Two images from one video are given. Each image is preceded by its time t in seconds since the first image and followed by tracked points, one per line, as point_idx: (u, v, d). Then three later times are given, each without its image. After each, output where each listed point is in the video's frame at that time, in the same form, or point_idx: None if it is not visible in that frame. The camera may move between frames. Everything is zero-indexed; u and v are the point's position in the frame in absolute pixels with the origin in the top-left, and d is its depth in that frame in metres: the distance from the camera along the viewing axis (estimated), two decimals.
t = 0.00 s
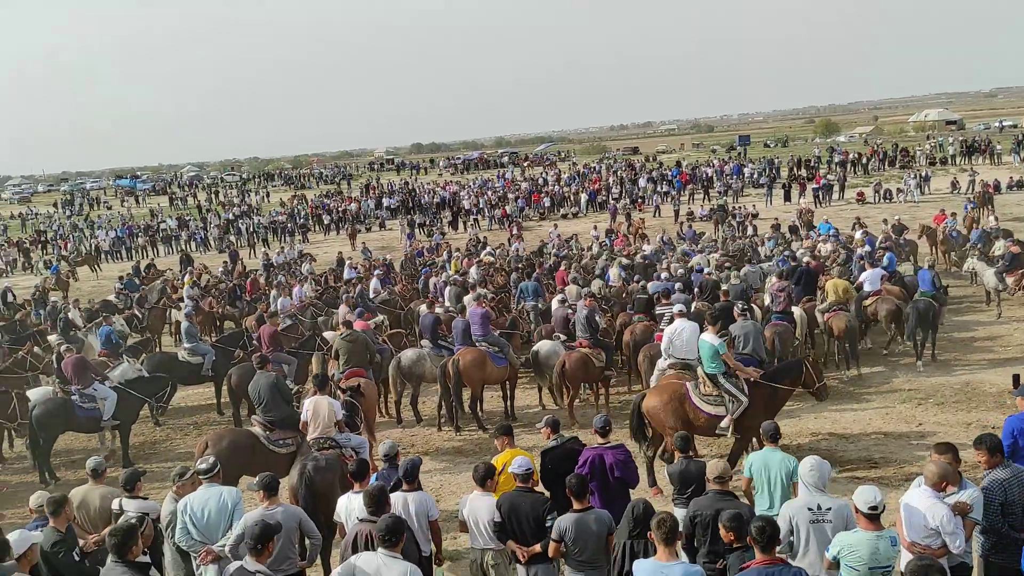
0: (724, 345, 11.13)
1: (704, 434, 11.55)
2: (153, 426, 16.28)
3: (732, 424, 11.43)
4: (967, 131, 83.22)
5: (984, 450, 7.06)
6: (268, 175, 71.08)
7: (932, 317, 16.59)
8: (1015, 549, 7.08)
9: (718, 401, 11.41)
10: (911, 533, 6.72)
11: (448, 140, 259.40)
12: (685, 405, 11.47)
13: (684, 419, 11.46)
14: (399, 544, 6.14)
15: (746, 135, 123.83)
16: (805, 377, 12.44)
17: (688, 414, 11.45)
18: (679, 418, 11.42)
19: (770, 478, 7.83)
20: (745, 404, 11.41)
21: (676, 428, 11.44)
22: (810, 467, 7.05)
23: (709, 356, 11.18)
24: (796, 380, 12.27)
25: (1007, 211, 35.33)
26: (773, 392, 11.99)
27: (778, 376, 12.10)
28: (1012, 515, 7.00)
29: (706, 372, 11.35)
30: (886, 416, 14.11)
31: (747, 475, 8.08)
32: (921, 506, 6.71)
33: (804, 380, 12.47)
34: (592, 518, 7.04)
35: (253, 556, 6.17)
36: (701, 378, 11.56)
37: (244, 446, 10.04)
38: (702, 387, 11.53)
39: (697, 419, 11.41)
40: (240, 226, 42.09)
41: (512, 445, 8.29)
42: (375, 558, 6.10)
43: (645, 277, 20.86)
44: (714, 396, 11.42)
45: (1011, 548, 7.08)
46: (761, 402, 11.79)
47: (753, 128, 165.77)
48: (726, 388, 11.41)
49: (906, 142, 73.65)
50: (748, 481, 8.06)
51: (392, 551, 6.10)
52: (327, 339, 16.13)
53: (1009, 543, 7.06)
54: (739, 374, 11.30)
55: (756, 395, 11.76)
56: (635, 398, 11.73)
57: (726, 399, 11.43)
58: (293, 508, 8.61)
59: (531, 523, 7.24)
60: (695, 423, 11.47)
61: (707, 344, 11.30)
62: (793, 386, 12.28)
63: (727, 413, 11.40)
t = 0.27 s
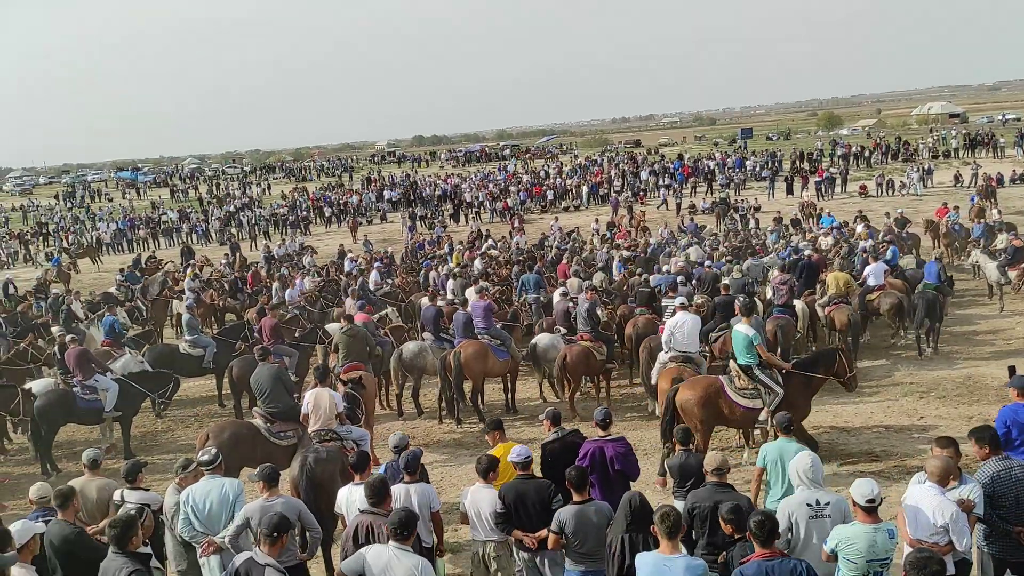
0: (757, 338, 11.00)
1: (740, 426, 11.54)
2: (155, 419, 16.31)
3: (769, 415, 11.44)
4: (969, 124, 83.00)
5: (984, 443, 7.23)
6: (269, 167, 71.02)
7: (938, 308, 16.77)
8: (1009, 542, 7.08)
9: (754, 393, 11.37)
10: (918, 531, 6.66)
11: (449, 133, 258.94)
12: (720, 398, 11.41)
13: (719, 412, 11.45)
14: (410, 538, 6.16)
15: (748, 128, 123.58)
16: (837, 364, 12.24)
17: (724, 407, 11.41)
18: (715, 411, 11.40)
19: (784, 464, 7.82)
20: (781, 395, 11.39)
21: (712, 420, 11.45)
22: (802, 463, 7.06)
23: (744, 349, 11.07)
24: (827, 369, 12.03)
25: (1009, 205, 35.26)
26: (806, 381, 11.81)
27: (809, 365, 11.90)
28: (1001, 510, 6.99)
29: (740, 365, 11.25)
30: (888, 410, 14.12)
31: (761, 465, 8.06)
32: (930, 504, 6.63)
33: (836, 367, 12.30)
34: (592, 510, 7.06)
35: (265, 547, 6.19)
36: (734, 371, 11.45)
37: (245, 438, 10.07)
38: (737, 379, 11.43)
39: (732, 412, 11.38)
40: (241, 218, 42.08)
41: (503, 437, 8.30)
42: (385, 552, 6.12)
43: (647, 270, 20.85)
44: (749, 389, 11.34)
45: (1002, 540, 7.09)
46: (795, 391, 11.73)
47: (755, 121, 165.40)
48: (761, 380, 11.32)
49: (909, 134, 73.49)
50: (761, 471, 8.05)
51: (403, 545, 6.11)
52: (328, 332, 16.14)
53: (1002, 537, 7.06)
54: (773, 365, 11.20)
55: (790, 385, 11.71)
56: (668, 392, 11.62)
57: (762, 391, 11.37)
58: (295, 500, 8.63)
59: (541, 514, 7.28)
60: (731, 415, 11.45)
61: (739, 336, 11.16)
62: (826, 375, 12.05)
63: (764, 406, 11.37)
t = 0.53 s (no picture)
0: (788, 322, 11.02)
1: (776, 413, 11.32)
2: (154, 407, 16.31)
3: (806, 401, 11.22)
4: (971, 116, 82.90)
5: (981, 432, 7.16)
6: (269, 157, 70.90)
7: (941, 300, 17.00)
8: (1000, 533, 7.08)
9: (789, 379, 11.22)
10: (921, 526, 6.60)
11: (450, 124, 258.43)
12: (753, 384, 11.32)
13: (752, 396, 11.36)
14: (415, 526, 6.15)
15: (749, 120, 123.40)
16: (865, 349, 12.12)
17: (757, 392, 11.31)
18: (747, 396, 11.32)
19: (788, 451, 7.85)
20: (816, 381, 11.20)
21: (745, 405, 11.36)
22: (797, 454, 7.01)
23: (775, 334, 11.05)
24: (858, 353, 11.84)
25: (1010, 196, 35.18)
26: (839, 366, 11.58)
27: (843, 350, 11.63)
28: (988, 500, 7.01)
29: (774, 350, 11.17)
30: (886, 401, 14.13)
31: (765, 453, 8.06)
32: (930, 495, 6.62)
33: (865, 352, 12.17)
34: (589, 499, 7.07)
35: (267, 529, 6.19)
36: (768, 357, 11.31)
37: (243, 425, 10.05)
38: (771, 364, 11.28)
39: (766, 397, 11.26)
40: (241, 207, 42.02)
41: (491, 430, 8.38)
42: (390, 539, 6.12)
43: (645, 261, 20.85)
44: (784, 374, 11.20)
45: (992, 531, 7.11)
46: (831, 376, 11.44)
47: (757, 113, 164.96)
48: (795, 365, 11.16)
49: (910, 126, 73.35)
50: (765, 460, 8.03)
51: (408, 533, 6.11)
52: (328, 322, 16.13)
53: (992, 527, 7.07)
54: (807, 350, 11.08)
55: (825, 370, 11.46)
56: (698, 378, 11.45)
57: (797, 377, 11.20)
58: (293, 489, 8.62)
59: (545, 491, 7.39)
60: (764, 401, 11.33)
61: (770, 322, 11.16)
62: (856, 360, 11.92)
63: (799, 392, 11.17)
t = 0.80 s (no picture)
0: (818, 312, 11.08)
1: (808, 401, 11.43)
2: (153, 396, 16.34)
3: (839, 386, 11.43)
4: (972, 107, 82.74)
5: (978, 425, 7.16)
6: (268, 146, 70.76)
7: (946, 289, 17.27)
8: (994, 524, 7.10)
9: (819, 368, 11.33)
10: (918, 519, 6.67)
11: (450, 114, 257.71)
12: (784, 375, 11.23)
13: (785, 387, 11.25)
14: (414, 516, 6.18)
15: (749, 109, 123.08)
16: (897, 340, 11.91)
17: (789, 383, 11.24)
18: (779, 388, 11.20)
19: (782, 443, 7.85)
20: (847, 364, 11.44)
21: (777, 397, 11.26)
22: (792, 447, 7.00)
23: (806, 326, 11.12)
24: (889, 343, 11.83)
25: (1010, 188, 35.17)
26: (868, 352, 11.72)
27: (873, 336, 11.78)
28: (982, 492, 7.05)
29: (803, 341, 11.31)
30: (884, 392, 14.18)
31: (760, 445, 8.06)
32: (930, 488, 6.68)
33: (897, 342, 12.01)
34: (586, 489, 7.11)
35: (269, 511, 6.29)
36: (796, 348, 11.45)
37: (243, 415, 10.06)
38: (800, 355, 11.41)
39: (798, 386, 11.23)
40: (240, 197, 41.97)
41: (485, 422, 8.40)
42: (389, 529, 6.17)
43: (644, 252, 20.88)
44: (811, 363, 11.32)
45: (985, 522, 7.13)
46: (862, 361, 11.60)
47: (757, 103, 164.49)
48: (824, 353, 11.37)
49: (911, 118, 73.24)
50: (761, 452, 8.02)
51: (407, 523, 6.14)
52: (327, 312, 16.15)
53: (985, 518, 7.10)
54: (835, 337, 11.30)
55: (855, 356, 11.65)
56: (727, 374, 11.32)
57: (827, 364, 11.42)
58: (291, 478, 8.66)
59: (551, 478, 7.41)
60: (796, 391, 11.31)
61: (800, 313, 11.24)
62: (887, 350, 11.87)
63: (832, 378, 11.38)
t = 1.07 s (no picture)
0: (846, 297, 11.07)
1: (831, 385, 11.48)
2: (152, 383, 16.35)
3: (861, 371, 11.42)
4: (972, 97, 82.63)
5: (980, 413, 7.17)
6: (267, 134, 70.57)
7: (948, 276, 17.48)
8: (994, 513, 7.10)
9: (845, 351, 11.36)
10: (906, 509, 6.71)
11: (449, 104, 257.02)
12: (811, 358, 11.26)
13: (812, 370, 11.30)
14: (413, 503, 6.18)
15: (748, 99, 122.83)
16: (920, 326, 12.00)
17: (815, 367, 11.28)
18: (805, 370, 11.26)
19: (772, 433, 7.88)
20: (872, 351, 11.44)
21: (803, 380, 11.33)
22: (789, 437, 7.00)
23: (833, 310, 11.13)
24: (914, 328, 11.88)
25: (1010, 179, 35.16)
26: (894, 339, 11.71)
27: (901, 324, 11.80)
28: (983, 481, 7.06)
29: (830, 324, 11.33)
30: (882, 381, 14.22)
31: (749, 435, 8.06)
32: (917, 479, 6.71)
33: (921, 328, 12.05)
34: (584, 476, 7.15)
35: (275, 489, 6.43)
36: (823, 331, 11.49)
37: (241, 402, 10.08)
38: (827, 337, 11.45)
39: (823, 370, 11.27)
40: (238, 184, 41.89)
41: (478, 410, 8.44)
42: (388, 515, 6.18)
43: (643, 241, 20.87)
44: (838, 346, 11.34)
45: (986, 511, 7.12)
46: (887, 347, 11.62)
47: (756, 92, 164.10)
48: (851, 337, 11.37)
49: (911, 108, 73.14)
50: (751, 442, 8.03)
51: (406, 510, 6.15)
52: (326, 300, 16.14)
53: (986, 507, 7.10)
54: (862, 322, 11.32)
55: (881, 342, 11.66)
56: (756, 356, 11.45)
57: (852, 348, 11.41)
58: (290, 465, 8.68)
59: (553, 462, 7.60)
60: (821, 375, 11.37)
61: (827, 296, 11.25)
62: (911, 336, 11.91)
63: (855, 362, 11.40)
